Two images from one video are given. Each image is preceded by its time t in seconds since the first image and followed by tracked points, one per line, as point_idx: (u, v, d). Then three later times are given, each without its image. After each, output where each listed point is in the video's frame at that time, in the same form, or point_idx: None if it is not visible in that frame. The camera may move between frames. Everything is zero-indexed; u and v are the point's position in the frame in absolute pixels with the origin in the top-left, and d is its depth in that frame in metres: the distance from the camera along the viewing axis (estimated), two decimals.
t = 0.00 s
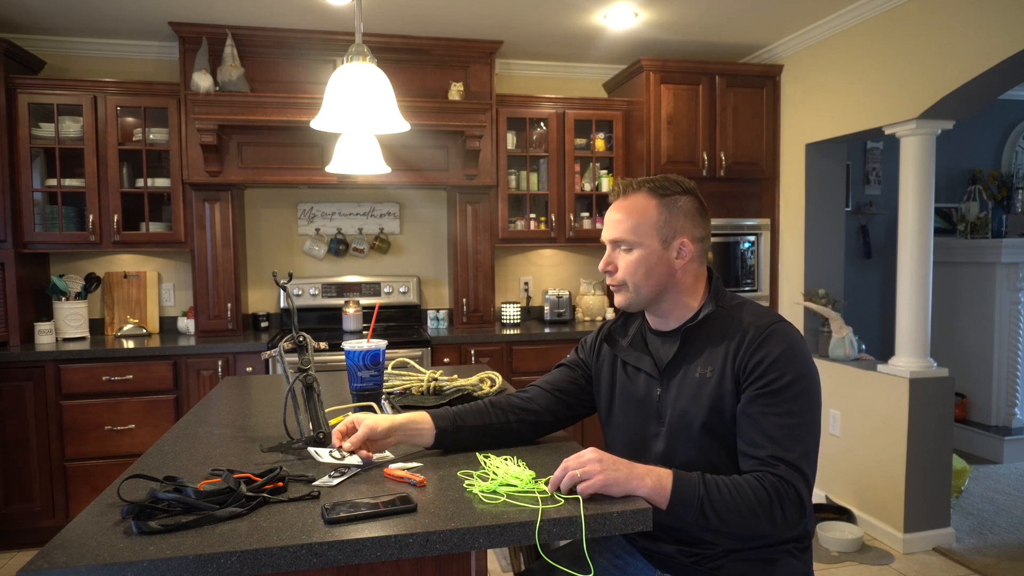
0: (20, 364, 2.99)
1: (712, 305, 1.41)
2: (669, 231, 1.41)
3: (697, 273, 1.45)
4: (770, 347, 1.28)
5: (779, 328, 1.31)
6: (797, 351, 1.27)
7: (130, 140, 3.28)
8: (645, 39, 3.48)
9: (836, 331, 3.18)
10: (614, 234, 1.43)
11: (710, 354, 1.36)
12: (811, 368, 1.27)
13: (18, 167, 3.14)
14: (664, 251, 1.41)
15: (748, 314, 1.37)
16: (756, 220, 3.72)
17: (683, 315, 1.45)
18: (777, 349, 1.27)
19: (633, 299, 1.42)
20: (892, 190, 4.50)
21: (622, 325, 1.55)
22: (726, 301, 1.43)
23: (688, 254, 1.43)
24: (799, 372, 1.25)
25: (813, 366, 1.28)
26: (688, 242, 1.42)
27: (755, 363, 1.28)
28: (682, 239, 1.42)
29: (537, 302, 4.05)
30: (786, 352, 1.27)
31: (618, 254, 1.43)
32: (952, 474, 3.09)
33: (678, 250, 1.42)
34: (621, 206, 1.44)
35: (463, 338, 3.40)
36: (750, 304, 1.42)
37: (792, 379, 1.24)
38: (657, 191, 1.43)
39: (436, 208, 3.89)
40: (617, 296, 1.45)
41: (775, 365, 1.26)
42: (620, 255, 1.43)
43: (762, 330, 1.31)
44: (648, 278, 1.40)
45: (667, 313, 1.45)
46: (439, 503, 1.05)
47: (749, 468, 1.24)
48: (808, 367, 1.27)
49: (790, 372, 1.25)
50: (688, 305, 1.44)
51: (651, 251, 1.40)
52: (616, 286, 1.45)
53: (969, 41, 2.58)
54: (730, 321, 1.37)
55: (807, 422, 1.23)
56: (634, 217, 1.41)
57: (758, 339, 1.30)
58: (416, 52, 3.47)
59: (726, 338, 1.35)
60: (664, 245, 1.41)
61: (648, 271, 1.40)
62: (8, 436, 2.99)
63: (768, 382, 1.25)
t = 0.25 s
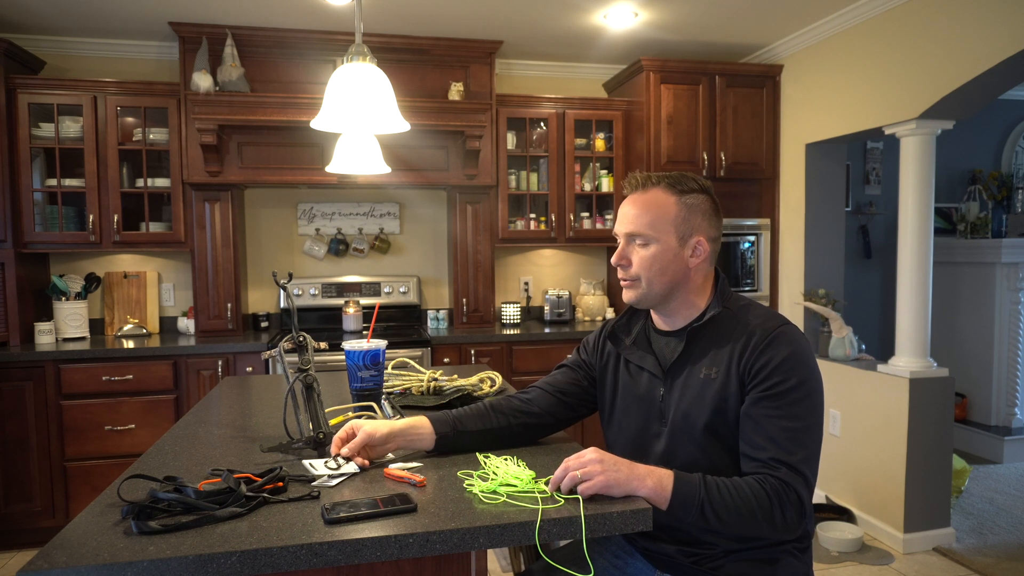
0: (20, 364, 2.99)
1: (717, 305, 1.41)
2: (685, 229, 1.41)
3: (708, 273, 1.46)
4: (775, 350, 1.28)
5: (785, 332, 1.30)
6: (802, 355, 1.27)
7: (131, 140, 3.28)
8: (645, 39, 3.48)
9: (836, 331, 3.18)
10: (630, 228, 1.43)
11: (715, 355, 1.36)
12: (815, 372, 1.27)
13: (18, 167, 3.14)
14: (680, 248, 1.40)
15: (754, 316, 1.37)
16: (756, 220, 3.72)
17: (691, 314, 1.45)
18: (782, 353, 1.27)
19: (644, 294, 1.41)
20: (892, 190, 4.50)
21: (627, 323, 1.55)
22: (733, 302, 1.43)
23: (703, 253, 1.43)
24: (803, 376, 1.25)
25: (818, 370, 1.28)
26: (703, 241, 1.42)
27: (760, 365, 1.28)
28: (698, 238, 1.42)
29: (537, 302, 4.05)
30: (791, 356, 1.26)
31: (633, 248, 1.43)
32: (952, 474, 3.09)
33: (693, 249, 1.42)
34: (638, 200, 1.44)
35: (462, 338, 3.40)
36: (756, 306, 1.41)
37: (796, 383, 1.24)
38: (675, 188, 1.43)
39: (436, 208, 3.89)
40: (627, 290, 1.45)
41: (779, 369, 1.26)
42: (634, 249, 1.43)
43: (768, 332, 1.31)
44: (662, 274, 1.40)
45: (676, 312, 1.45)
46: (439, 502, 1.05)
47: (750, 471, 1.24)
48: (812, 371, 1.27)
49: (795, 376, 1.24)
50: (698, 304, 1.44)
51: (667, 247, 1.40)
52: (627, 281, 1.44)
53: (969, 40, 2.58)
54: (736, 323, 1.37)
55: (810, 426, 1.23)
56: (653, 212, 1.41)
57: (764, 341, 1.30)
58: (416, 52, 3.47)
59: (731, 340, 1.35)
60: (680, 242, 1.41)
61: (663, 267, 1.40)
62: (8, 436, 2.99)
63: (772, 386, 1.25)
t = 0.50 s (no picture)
0: (20, 364, 2.99)
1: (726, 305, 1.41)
2: (702, 228, 1.42)
3: (720, 274, 1.47)
4: (782, 352, 1.28)
5: (791, 335, 1.30)
6: (808, 358, 1.27)
7: (131, 140, 3.28)
8: (645, 39, 3.48)
9: (836, 331, 3.18)
10: (648, 225, 1.43)
11: (722, 355, 1.35)
12: (821, 374, 1.27)
13: (18, 167, 3.14)
14: (696, 247, 1.41)
15: (761, 318, 1.37)
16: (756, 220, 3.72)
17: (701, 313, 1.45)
18: (789, 355, 1.27)
19: (658, 292, 1.42)
20: (892, 190, 4.50)
21: (633, 320, 1.55)
22: (741, 302, 1.43)
23: (717, 254, 1.43)
24: (809, 378, 1.25)
25: (823, 372, 1.28)
26: (719, 242, 1.43)
27: (767, 366, 1.28)
28: (714, 238, 1.43)
29: (537, 302, 4.05)
30: (798, 358, 1.27)
31: (648, 245, 1.43)
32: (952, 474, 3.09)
33: (709, 249, 1.43)
34: (656, 198, 1.44)
35: (462, 338, 3.40)
36: (763, 308, 1.41)
37: (803, 385, 1.24)
38: (694, 187, 1.44)
39: (436, 208, 3.89)
40: (640, 287, 1.44)
41: (786, 370, 1.26)
42: (651, 246, 1.43)
43: (774, 335, 1.31)
44: (677, 273, 1.40)
45: (687, 311, 1.45)
46: (439, 502, 1.05)
47: (755, 470, 1.23)
48: (818, 374, 1.27)
49: (801, 378, 1.25)
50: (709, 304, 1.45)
51: (684, 246, 1.41)
52: (641, 278, 1.44)
53: (969, 40, 2.58)
54: (743, 323, 1.37)
55: (816, 427, 1.23)
56: (671, 210, 1.41)
57: (771, 343, 1.30)
58: (416, 52, 3.47)
59: (738, 340, 1.35)
60: (697, 241, 1.41)
61: (679, 266, 1.40)
62: (8, 436, 2.99)
63: (778, 387, 1.25)
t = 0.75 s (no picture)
0: (20, 364, 2.99)
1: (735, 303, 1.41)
2: (719, 229, 1.41)
3: (732, 274, 1.47)
4: (790, 355, 1.27)
5: (801, 337, 1.30)
6: (817, 363, 1.27)
7: (131, 140, 3.28)
8: (645, 39, 3.48)
9: (836, 331, 3.18)
10: (664, 224, 1.41)
11: (730, 353, 1.35)
12: (828, 380, 1.26)
13: (18, 167, 3.14)
14: (713, 248, 1.41)
15: (772, 318, 1.36)
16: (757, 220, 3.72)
17: (712, 311, 1.46)
18: (798, 358, 1.27)
19: (672, 292, 1.41)
20: (892, 190, 4.50)
21: (642, 314, 1.55)
22: (752, 301, 1.43)
23: (732, 255, 1.43)
24: (816, 384, 1.25)
25: (831, 379, 1.28)
26: (734, 243, 1.43)
27: (774, 368, 1.27)
28: (729, 239, 1.43)
29: (537, 302, 4.05)
30: (806, 362, 1.26)
31: (664, 244, 1.42)
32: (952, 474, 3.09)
33: (724, 250, 1.43)
34: (673, 197, 1.42)
35: (462, 338, 3.40)
36: (774, 308, 1.41)
37: (810, 390, 1.24)
38: (712, 187, 1.43)
39: (436, 208, 3.89)
40: (654, 286, 1.44)
41: (794, 373, 1.25)
42: (666, 245, 1.42)
43: (784, 336, 1.31)
44: (692, 273, 1.40)
45: (699, 310, 1.46)
46: (440, 502, 1.05)
47: (753, 474, 1.24)
48: (825, 380, 1.27)
49: (808, 383, 1.24)
50: (720, 304, 1.46)
51: (701, 246, 1.40)
52: (655, 277, 1.43)
53: (969, 40, 2.58)
54: (753, 323, 1.37)
55: (818, 434, 1.23)
56: (689, 210, 1.40)
57: (780, 344, 1.29)
58: (416, 52, 3.47)
59: (747, 340, 1.35)
60: (713, 242, 1.41)
61: (694, 266, 1.40)
62: (8, 437, 2.99)
63: (785, 390, 1.25)
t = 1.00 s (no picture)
0: (20, 364, 2.99)
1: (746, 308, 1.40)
2: (732, 232, 1.41)
3: (743, 277, 1.47)
4: (800, 359, 1.27)
5: (811, 343, 1.30)
6: (826, 369, 1.27)
7: (131, 140, 3.28)
8: (645, 39, 3.48)
9: (836, 331, 3.18)
10: (677, 226, 1.41)
11: (738, 356, 1.35)
12: (837, 385, 1.26)
13: (18, 167, 3.14)
14: (725, 252, 1.40)
15: (782, 322, 1.36)
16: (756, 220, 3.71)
17: (722, 313, 1.46)
18: (807, 363, 1.27)
19: (683, 295, 1.41)
20: (892, 190, 4.50)
21: (650, 313, 1.55)
22: (762, 304, 1.42)
23: (744, 258, 1.43)
24: (825, 389, 1.25)
25: (840, 384, 1.28)
26: (746, 245, 1.43)
27: (783, 372, 1.27)
28: (742, 242, 1.42)
29: (537, 302, 4.05)
30: (815, 368, 1.26)
31: (675, 247, 1.41)
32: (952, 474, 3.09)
33: (736, 253, 1.42)
34: (685, 199, 1.42)
35: (462, 338, 3.40)
36: (783, 312, 1.40)
37: (819, 395, 1.24)
38: (725, 189, 1.42)
39: (436, 208, 3.89)
40: (664, 289, 1.44)
41: (803, 378, 1.25)
42: (678, 248, 1.41)
43: (794, 341, 1.30)
44: (703, 276, 1.40)
45: (708, 312, 1.46)
46: (440, 502, 1.05)
47: (758, 477, 1.24)
48: (834, 384, 1.27)
49: (817, 389, 1.24)
50: (729, 306, 1.46)
51: (713, 250, 1.40)
52: (666, 279, 1.43)
53: (970, 40, 2.58)
54: (762, 326, 1.36)
55: (825, 440, 1.23)
56: (702, 213, 1.40)
57: (790, 348, 1.29)
58: (416, 52, 3.47)
59: (756, 342, 1.34)
60: (725, 245, 1.41)
61: (706, 270, 1.39)
62: (8, 437, 2.99)
63: (794, 394, 1.25)
